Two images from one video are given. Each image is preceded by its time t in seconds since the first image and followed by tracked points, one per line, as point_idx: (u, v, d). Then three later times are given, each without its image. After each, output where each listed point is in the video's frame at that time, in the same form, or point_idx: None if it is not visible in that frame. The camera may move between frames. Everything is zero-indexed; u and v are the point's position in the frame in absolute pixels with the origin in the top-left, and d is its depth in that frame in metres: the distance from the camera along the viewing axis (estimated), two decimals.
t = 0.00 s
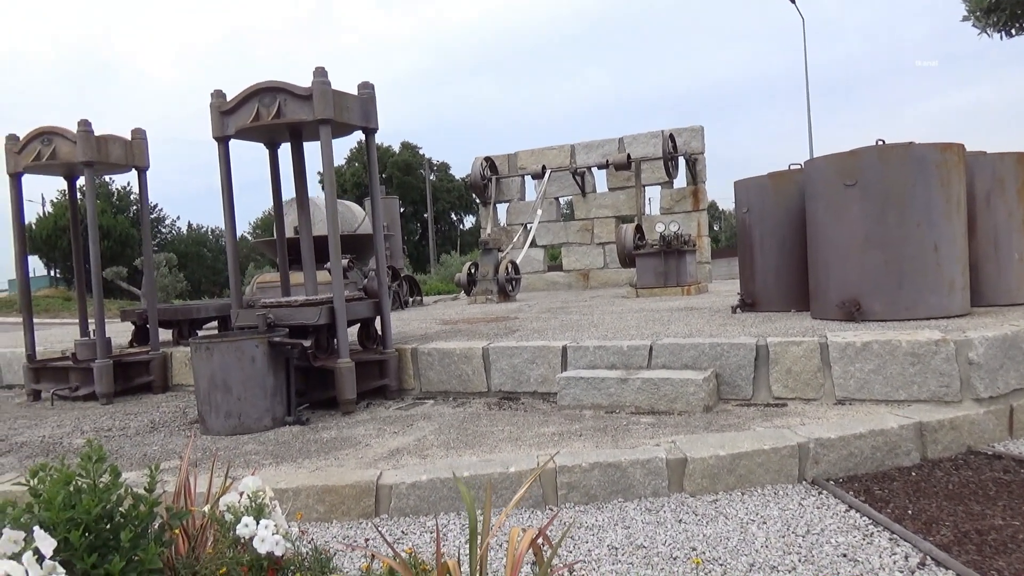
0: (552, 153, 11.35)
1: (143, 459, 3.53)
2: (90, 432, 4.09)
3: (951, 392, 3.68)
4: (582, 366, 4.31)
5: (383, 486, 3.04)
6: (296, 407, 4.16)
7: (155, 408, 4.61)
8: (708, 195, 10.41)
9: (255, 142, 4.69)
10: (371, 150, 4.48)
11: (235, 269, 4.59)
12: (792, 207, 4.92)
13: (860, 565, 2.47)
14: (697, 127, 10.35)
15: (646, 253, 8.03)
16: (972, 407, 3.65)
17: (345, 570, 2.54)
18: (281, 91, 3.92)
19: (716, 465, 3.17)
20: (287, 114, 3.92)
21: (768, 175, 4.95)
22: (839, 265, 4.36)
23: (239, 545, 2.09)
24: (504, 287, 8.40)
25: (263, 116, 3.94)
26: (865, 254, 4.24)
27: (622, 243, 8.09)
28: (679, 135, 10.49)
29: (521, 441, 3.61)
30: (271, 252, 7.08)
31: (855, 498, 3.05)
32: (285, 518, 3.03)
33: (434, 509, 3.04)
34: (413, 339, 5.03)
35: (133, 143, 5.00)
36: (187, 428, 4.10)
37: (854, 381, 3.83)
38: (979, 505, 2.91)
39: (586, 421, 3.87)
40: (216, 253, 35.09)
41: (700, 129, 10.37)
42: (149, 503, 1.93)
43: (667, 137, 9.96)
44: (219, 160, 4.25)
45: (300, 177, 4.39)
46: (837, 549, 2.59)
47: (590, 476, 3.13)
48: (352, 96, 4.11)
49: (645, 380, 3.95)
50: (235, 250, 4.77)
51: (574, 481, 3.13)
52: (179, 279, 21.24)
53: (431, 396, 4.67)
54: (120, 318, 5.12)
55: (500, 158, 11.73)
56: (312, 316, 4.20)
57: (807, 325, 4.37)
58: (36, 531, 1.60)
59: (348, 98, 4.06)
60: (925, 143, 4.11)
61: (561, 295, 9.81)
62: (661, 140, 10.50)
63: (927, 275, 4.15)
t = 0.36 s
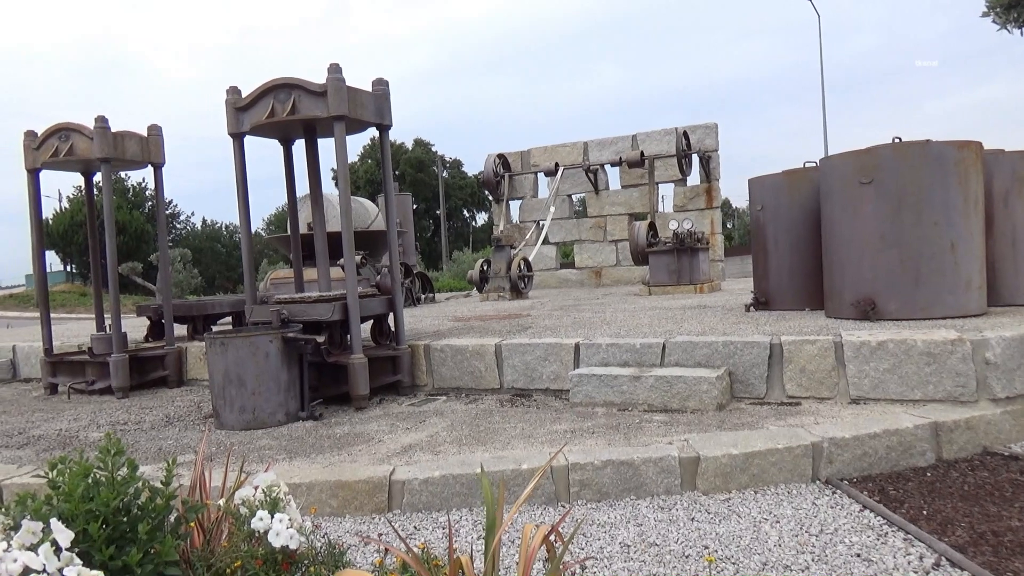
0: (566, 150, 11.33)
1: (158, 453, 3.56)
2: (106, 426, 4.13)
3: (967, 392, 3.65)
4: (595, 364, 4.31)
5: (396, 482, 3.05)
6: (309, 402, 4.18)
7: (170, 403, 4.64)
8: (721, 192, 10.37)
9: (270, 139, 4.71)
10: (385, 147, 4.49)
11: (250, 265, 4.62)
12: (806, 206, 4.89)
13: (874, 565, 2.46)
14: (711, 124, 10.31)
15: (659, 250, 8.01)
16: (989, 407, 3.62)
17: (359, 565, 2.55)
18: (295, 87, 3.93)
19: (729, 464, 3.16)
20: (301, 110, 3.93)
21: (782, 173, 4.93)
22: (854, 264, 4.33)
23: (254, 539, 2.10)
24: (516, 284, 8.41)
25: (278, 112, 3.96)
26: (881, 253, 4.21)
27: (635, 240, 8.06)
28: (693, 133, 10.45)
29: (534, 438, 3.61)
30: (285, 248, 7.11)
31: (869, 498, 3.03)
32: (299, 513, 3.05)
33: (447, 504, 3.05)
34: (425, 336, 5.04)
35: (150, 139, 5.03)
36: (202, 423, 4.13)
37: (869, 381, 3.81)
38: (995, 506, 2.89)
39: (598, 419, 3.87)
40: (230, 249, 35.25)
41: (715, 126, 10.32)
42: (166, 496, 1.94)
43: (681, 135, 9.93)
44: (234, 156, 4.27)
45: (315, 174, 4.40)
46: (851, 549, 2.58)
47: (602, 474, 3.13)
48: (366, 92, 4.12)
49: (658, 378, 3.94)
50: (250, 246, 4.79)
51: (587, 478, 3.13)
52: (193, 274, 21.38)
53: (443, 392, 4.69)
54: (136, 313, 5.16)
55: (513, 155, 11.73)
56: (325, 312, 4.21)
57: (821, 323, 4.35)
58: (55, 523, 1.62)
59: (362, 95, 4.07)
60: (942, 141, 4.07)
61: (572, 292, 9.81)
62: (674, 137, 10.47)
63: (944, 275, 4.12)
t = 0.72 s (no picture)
0: (579, 148, 11.32)
1: (174, 449, 3.59)
2: (123, 421, 4.17)
3: (984, 393, 3.61)
4: (608, 362, 4.30)
5: (410, 479, 3.07)
6: (323, 399, 4.20)
7: (185, 398, 4.68)
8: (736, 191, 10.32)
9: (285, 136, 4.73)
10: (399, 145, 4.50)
11: (265, 262, 4.64)
12: (822, 204, 4.86)
13: (888, 566, 2.44)
14: (725, 122, 10.26)
15: (673, 249, 7.98)
16: (1007, 408, 3.58)
17: (372, 561, 2.56)
18: (310, 85, 3.95)
19: (742, 463, 3.14)
20: (316, 108, 3.95)
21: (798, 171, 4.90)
22: (870, 263, 4.30)
23: (268, 535, 2.12)
24: (529, 282, 8.41)
25: (293, 110, 3.97)
26: (897, 252, 4.17)
27: (649, 239, 8.04)
28: (708, 131, 10.40)
29: (547, 437, 3.61)
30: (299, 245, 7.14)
31: (884, 498, 3.01)
32: (314, 509, 3.06)
33: (459, 502, 3.06)
34: (439, 334, 5.05)
35: (167, 137, 5.07)
36: (217, 419, 4.16)
37: (884, 380, 3.78)
38: (1013, 508, 2.86)
39: (611, 417, 3.87)
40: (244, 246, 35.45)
41: (729, 124, 10.28)
42: (182, 491, 1.96)
43: (695, 133, 9.89)
44: (250, 153, 4.29)
45: (329, 171, 4.42)
46: (866, 550, 2.56)
47: (615, 472, 3.13)
48: (381, 90, 4.13)
49: (671, 377, 3.92)
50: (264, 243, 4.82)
51: (600, 477, 3.13)
52: (208, 271, 21.51)
53: (456, 390, 4.69)
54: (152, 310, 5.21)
55: (526, 153, 11.72)
56: (339, 309, 4.23)
57: (836, 323, 4.32)
58: (72, 517, 1.63)
59: (377, 93, 4.07)
60: (961, 140, 4.03)
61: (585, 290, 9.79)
62: (688, 135, 10.43)
63: (961, 275, 4.08)
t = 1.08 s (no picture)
0: (593, 147, 11.30)
1: (190, 445, 3.61)
2: (139, 417, 4.20)
3: (1002, 395, 3.57)
4: (621, 362, 4.29)
5: (423, 477, 3.07)
6: (337, 397, 4.21)
7: (200, 395, 4.71)
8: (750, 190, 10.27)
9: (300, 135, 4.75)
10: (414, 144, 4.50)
11: (280, 260, 4.66)
12: (839, 203, 4.82)
13: (905, 569, 2.42)
14: (740, 121, 10.21)
15: (687, 248, 7.95)
16: None
17: (386, 559, 2.57)
18: (326, 84, 3.96)
19: (757, 464, 3.13)
20: (331, 107, 3.96)
21: (814, 170, 4.86)
22: (887, 264, 4.27)
23: (284, 531, 2.13)
24: (542, 281, 8.40)
25: (308, 108, 3.99)
26: (914, 252, 4.14)
27: (663, 238, 8.01)
28: (722, 130, 10.36)
29: (560, 436, 3.61)
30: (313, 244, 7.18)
31: (900, 500, 2.99)
32: (328, 506, 3.08)
33: (473, 500, 3.06)
34: (452, 332, 5.06)
35: (183, 135, 5.10)
36: (232, 416, 4.18)
37: (901, 382, 3.75)
38: None
39: (624, 417, 3.86)
40: (258, 244, 35.64)
41: (744, 123, 10.22)
42: (198, 487, 1.96)
43: (710, 132, 9.85)
44: (265, 152, 4.31)
45: (344, 170, 4.43)
46: (882, 553, 2.54)
47: (629, 472, 3.12)
48: (396, 89, 4.14)
49: (685, 377, 3.91)
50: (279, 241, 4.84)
51: (613, 476, 3.12)
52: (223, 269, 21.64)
53: (469, 388, 4.70)
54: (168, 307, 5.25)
55: (540, 152, 11.71)
56: (354, 307, 4.25)
57: (852, 323, 4.29)
58: (91, 513, 1.65)
59: (391, 91, 4.08)
60: (980, 139, 3.99)
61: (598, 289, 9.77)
62: (703, 134, 10.38)
63: (980, 275, 4.04)
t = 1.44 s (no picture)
0: (607, 147, 11.28)
1: (205, 441, 3.64)
2: (155, 413, 4.24)
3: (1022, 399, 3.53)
4: (635, 362, 4.28)
5: (436, 475, 3.08)
6: (351, 395, 4.23)
7: (216, 392, 4.74)
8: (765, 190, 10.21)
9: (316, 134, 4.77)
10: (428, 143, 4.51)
11: (295, 257, 4.69)
12: (855, 203, 4.78)
13: (921, 573, 2.40)
14: (756, 121, 10.15)
15: (701, 249, 7.91)
16: None
17: (399, 556, 2.57)
18: (341, 83, 3.97)
19: (771, 466, 3.11)
20: (347, 105, 3.97)
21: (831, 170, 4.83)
22: (904, 265, 4.23)
23: (298, 528, 2.13)
24: (556, 281, 8.38)
25: (324, 107, 4.01)
26: (932, 253, 4.10)
27: (677, 238, 7.98)
28: (738, 130, 10.30)
29: (574, 435, 3.61)
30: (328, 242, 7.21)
31: (917, 504, 2.96)
32: (342, 503, 3.09)
33: (485, 499, 3.06)
34: (466, 331, 5.06)
35: (200, 133, 5.14)
36: (246, 413, 4.20)
37: (918, 384, 3.72)
38: None
39: (638, 417, 3.85)
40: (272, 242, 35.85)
41: (760, 122, 10.16)
42: (214, 483, 1.98)
43: (725, 131, 9.80)
44: (281, 150, 4.33)
45: (359, 168, 4.45)
46: (898, 556, 2.52)
47: (642, 472, 3.11)
48: (411, 88, 4.14)
49: (699, 377, 3.89)
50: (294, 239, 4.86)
51: (626, 476, 3.11)
52: (238, 266, 21.78)
53: (482, 387, 4.70)
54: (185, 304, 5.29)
55: (554, 151, 11.70)
56: (368, 305, 4.26)
57: (869, 325, 4.26)
58: (107, 506, 1.66)
59: (407, 90, 4.09)
60: (1000, 139, 3.95)
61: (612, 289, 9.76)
62: (718, 134, 10.34)
63: (999, 276, 4.01)
